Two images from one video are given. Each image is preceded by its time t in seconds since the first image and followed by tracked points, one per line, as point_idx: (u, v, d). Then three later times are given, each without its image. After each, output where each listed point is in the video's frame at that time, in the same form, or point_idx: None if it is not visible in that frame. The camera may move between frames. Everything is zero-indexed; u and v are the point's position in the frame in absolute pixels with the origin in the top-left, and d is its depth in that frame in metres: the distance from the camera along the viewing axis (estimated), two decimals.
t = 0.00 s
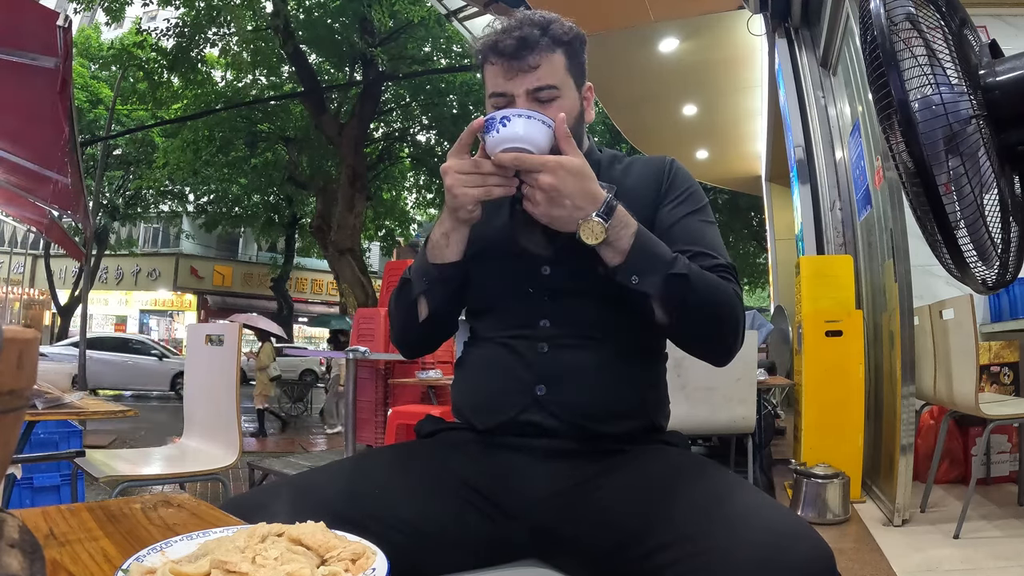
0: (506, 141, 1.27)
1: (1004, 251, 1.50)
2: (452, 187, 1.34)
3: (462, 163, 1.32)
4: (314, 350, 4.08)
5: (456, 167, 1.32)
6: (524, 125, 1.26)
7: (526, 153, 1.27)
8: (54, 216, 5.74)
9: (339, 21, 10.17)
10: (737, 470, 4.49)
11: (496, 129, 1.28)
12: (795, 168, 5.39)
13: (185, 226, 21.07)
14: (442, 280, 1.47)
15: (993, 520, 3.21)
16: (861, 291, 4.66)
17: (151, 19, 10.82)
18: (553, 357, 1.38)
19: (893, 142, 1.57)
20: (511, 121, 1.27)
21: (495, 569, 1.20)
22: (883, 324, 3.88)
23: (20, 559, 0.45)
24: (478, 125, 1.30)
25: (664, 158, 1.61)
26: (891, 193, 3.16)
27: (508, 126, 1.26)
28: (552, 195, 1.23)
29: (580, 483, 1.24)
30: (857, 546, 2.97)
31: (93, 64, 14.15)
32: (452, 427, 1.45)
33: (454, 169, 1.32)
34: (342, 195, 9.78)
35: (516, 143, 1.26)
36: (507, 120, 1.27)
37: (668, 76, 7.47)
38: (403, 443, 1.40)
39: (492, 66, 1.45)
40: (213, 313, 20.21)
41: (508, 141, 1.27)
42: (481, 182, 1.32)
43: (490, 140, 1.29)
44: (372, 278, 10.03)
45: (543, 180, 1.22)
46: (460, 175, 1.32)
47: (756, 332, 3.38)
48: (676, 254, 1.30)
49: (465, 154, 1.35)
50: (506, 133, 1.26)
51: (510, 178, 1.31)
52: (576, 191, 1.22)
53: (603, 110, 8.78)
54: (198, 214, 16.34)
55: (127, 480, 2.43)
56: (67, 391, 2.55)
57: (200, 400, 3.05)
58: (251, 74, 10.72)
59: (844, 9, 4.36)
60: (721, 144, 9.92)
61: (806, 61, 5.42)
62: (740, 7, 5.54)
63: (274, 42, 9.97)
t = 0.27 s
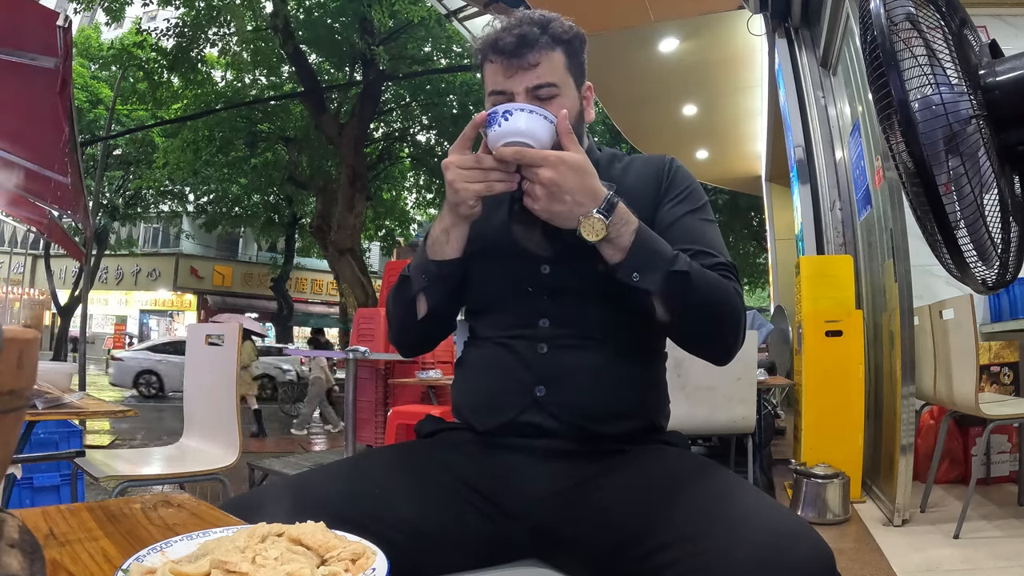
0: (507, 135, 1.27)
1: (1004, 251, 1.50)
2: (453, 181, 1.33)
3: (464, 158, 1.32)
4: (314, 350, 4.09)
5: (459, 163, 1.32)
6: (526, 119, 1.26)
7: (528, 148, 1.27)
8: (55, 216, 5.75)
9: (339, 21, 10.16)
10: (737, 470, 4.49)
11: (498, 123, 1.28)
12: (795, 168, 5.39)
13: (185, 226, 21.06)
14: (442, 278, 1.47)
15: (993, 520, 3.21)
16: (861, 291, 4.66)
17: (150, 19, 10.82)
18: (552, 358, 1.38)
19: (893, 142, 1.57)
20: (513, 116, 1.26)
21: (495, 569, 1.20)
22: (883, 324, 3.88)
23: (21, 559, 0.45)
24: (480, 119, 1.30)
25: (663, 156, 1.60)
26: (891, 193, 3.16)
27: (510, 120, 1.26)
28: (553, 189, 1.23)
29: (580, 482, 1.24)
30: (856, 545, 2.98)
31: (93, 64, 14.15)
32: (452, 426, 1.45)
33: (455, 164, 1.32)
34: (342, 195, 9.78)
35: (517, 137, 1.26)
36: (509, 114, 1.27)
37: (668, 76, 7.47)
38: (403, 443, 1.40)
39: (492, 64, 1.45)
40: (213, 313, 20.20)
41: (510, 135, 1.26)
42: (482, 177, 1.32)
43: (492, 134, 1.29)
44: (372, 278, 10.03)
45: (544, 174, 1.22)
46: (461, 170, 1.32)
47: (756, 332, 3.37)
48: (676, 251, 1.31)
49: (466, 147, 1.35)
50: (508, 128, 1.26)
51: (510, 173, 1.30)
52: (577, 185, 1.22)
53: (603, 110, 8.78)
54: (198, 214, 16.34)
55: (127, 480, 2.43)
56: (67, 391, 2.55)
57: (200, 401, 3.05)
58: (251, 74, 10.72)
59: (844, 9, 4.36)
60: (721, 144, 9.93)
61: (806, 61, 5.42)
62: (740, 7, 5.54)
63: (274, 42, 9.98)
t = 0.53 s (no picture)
0: (507, 135, 1.27)
1: (1004, 251, 1.50)
2: (453, 181, 1.34)
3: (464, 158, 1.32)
4: (315, 350, 4.09)
5: (459, 163, 1.33)
6: (525, 119, 1.26)
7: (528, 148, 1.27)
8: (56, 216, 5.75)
9: (339, 20, 10.16)
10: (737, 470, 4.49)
11: (497, 123, 1.28)
12: (795, 168, 5.39)
13: (185, 226, 21.06)
14: (442, 277, 1.48)
15: (993, 520, 3.21)
16: (861, 291, 4.66)
17: (150, 19, 10.81)
18: (552, 358, 1.38)
19: (893, 142, 1.57)
20: (512, 116, 1.26)
21: (495, 569, 1.20)
22: (882, 324, 3.88)
23: (20, 559, 0.45)
24: (480, 120, 1.30)
25: (663, 156, 1.60)
26: (891, 193, 3.16)
27: (509, 121, 1.26)
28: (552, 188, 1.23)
29: (580, 482, 1.24)
30: (856, 546, 2.98)
31: (93, 64, 14.15)
32: (452, 427, 1.45)
33: (456, 164, 1.33)
34: (342, 195, 9.78)
35: (517, 138, 1.26)
36: (508, 115, 1.26)
37: (668, 76, 7.47)
38: (404, 443, 1.40)
39: (494, 60, 1.45)
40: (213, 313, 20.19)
41: (509, 136, 1.26)
42: (484, 176, 1.32)
43: (491, 134, 1.29)
44: (372, 278, 10.03)
45: (544, 174, 1.22)
46: (462, 169, 1.32)
47: (756, 332, 3.37)
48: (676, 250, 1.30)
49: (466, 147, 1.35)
50: (507, 129, 1.26)
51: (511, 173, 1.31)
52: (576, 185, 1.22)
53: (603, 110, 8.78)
54: (198, 214, 16.33)
55: (127, 480, 2.43)
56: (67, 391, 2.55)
57: (200, 401, 3.05)
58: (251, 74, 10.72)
59: (844, 9, 4.36)
60: (721, 144, 9.92)
61: (806, 61, 5.42)
62: (740, 7, 5.54)
63: (274, 43, 9.98)
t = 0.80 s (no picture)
0: (500, 143, 1.25)
1: (1004, 251, 1.50)
2: (450, 191, 1.33)
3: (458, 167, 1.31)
4: (315, 350, 4.09)
5: (454, 172, 1.31)
6: (517, 128, 1.25)
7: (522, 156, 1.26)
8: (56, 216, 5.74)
9: (339, 20, 10.15)
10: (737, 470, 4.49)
11: (489, 132, 1.26)
12: (795, 168, 5.39)
13: (185, 226, 21.06)
14: (442, 279, 1.47)
15: (993, 520, 3.21)
16: (861, 291, 4.66)
17: (150, 19, 10.82)
18: (552, 358, 1.38)
19: (893, 142, 1.57)
20: (504, 123, 1.25)
21: (494, 570, 1.20)
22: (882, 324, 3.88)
23: (20, 559, 0.45)
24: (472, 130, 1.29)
25: (663, 156, 1.60)
26: (891, 193, 3.16)
27: (502, 128, 1.25)
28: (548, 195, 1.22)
29: (580, 482, 1.24)
30: (856, 546, 2.98)
31: (93, 64, 14.16)
32: (452, 427, 1.45)
33: (450, 173, 1.32)
34: (342, 195, 9.78)
35: (510, 146, 1.25)
36: (500, 123, 1.25)
37: (668, 76, 7.47)
38: (404, 443, 1.40)
39: (494, 59, 1.46)
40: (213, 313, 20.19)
41: (502, 144, 1.25)
42: (482, 184, 1.31)
43: (484, 143, 1.28)
44: (371, 278, 10.03)
45: (540, 184, 1.21)
46: (456, 179, 1.32)
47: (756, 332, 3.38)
48: (676, 255, 1.31)
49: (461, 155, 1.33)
50: (500, 137, 1.25)
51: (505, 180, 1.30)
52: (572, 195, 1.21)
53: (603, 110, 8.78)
54: (198, 214, 16.33)
55: (127, 480, 2.43)
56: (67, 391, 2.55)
57: (200, 401, 3.05)
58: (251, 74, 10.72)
59: (844, 9, 4.36)
60: (721, 144, 9.93)
61: (806, 61, 5.42)
62: (740, 7, 5.55)
63: (274, 42, 9.99)
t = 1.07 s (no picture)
0: (491, 156, 1.22)
1: (1004, 251, 1.50)
2: (444, 206, 1.30)
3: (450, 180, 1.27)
4: (314, 350, 4.09)
5: (447, 188, 1.28)
6: (508, 141, 1.21)
7: (514, 169, 1.23)
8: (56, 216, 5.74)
9: (339, 20, 10.15)
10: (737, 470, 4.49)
11: (478, 145, 1.23)
12: (795, 168, 5.39)
13: (185, 226, 21.05)
14: (440, 286, 1.47)
15: (993, 520, 3.21)
16: (861, 291, 4.66)
17: (150, 19, 10.82)
18: (553, 359, 1.38)
19: (893, 142, 1.57)
20: (493, 135, 1.21)
21: (494, 570, 1.20)
22: (882, 324, 3.88)
23: (20, 559, 0.45)
24: (460, 142, 1.25)
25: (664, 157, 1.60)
26: (891, 193, 3.16)
27: (491, 140, 1.21)
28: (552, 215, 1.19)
29: (580, 482, 1.24)
30: (856, 546, 2.98)
31: (93, 64, 14.16)
32: (452, 427, 1.45)
33: (442, 190, 1.28)
34: (342, 195, 9.77)
35: (501, 160, 1.22)
36: (488, 134, 1.21)
37: (668, 76, 7.47)
38: (403, 444, 1.40)
39: (494, 58, 1.46)
40: (213, 313, 20.18)
41: (492, 160, 1.22)
42: (475, 198, 1.29)
43: (474, 157, 1.24)
44: (371, 278, 10.03)
45: (543, 208, 1.19)
46: (449, 196, 1.28)
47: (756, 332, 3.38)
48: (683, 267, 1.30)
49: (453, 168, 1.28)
50: (490, 149, 1.21)
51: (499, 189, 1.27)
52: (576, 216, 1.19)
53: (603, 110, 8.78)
54: (198, 215, 16.33)
55: (127, 479, 2.43)
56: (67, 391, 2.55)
57: (200, 401, 3.05)
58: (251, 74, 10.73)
59: (844, 9, 4.36)
60: (721, 144, 9.93)
61: (805, 61, 5.42)
62: (740, 7, 5.55)
63: (274, 42, 10.00)
